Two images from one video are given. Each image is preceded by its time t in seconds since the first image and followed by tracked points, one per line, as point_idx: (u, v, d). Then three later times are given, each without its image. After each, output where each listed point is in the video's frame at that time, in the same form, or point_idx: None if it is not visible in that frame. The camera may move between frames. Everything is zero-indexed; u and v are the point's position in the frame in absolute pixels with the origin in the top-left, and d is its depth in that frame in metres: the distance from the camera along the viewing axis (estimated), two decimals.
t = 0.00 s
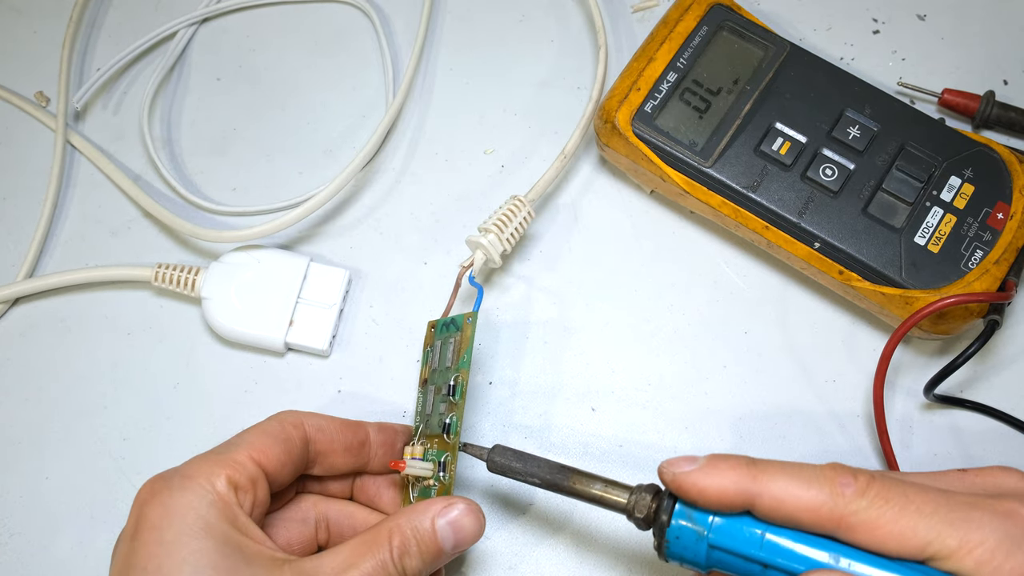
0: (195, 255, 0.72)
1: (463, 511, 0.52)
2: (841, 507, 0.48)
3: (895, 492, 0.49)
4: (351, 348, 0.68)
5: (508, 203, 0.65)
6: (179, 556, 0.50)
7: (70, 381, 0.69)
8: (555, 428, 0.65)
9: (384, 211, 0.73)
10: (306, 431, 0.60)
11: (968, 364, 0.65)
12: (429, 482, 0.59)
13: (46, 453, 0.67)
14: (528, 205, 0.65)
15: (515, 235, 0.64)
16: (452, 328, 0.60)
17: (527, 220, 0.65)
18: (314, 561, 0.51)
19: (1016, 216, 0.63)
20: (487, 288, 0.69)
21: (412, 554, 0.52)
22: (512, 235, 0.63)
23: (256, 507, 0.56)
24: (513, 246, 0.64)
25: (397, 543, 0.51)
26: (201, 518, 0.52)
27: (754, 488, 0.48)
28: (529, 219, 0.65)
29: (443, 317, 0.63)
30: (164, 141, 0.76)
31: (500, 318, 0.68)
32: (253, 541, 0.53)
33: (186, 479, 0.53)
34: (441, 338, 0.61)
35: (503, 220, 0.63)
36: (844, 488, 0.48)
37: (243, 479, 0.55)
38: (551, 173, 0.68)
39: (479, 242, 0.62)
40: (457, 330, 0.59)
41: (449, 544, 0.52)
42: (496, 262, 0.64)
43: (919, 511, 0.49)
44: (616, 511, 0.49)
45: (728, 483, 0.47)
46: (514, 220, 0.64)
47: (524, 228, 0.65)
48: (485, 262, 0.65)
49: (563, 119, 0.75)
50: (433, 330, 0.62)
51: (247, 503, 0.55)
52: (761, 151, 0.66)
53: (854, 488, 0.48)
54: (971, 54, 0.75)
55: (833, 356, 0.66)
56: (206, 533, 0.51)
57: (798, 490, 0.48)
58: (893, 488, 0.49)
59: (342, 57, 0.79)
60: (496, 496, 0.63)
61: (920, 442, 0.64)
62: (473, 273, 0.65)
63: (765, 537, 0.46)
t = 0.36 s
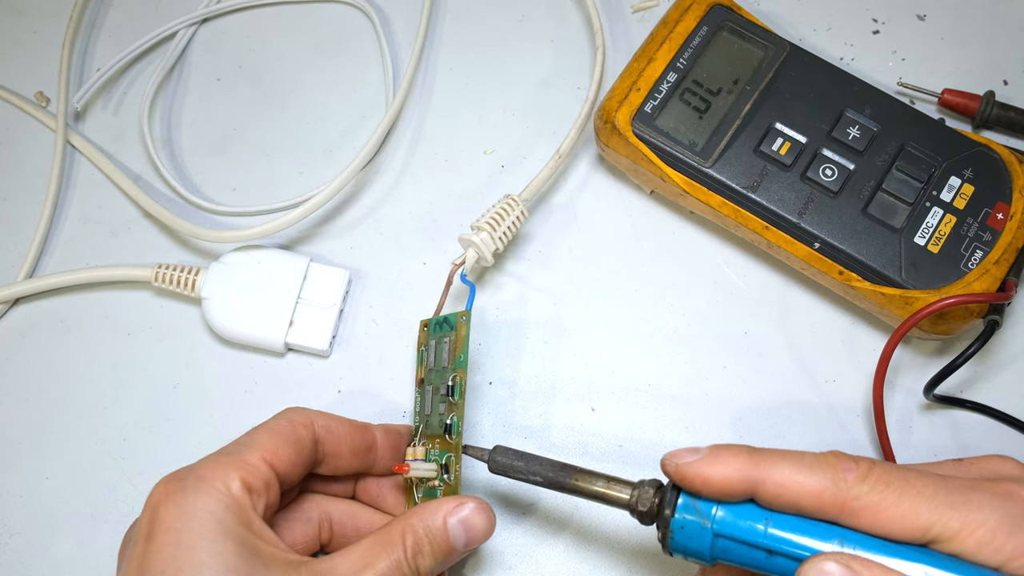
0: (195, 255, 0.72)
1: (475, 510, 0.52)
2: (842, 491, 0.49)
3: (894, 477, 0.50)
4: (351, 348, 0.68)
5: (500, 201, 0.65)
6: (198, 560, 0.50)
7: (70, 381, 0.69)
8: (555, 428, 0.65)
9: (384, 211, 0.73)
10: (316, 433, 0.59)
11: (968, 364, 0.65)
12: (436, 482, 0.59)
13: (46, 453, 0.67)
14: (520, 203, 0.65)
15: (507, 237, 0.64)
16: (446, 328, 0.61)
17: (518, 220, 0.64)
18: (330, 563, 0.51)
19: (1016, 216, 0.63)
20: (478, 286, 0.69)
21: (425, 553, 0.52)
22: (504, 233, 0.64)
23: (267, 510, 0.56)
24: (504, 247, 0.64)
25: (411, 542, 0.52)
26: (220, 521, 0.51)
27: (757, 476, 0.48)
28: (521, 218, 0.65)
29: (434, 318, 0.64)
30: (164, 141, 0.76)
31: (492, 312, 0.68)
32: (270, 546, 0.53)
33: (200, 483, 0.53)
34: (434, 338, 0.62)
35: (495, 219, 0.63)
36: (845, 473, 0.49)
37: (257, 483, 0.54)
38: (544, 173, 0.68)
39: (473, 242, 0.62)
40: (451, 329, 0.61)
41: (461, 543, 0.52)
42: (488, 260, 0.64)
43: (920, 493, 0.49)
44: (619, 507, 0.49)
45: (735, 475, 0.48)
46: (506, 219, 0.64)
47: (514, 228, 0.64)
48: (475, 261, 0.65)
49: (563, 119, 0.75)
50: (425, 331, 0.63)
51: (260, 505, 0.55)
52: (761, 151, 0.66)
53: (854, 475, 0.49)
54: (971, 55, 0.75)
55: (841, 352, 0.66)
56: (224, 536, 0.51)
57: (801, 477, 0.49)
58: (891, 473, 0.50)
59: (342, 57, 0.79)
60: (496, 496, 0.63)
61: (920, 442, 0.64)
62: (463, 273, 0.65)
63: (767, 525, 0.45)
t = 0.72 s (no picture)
0: (195, 255, 0.72)
1: (489, 510, 0.56)
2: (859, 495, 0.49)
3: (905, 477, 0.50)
4: (352, 348, 0.68)
5: (533, 198, 0.67)
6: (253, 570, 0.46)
7: (70, 381, 0.69)
8: (555, 428, 0.65)
9: (384, 211, 0.73)
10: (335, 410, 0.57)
11: (968, 364, 0.65)
12: (442, 468, 0.59)
13: (46, 452, 0.67)
14: (553, 201, 0.67)
15: (541, 233, 0.66)
16: (488, 323, 0.63)
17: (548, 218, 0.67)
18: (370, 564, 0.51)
19: (1016, 216, 0.63)
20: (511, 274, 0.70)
21: (453, 556, 0.53)
22: (540, 229, 0.66)
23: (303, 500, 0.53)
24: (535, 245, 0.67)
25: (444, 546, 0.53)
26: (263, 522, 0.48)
27: (766, 478, 0.49)
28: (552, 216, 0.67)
29: (461, 303, 0.65)
30: (163, 141, 0.76)
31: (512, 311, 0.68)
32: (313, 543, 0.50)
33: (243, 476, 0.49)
34: (463, 325, 0.63)
35: (533, 215, 0.65)
36: (854, 471, 0.49)
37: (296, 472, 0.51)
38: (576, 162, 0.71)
39: (516, 238, 0.64)
40: (495, 327, 0.62)
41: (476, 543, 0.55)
42: (524, 255, 0.66)
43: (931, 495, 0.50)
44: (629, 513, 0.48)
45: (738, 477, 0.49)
46: (543, 215, 0.66)
47: (546, 226, 0.67)
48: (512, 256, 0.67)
49: (563, 119, 0.75)
50: (451, 314, 0.64)
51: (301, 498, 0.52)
52: (761, 150, 0.66)
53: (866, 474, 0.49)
54: (971, 55, 0.75)
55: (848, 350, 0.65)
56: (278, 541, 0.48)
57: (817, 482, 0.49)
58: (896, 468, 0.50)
59: (342, 57, 0.79)
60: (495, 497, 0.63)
61: (920, 442, 0.63)
62: (502, 264, 0.67)
63: (777, 529, 0.45)
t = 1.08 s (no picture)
0: (195, 255, 0.72)
1: (475, 490, 0.54)
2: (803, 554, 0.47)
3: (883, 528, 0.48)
4: (351, 347, 0.68)
5: (523, 201, 0.69)
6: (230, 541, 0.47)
7: (70, 381, 0.69)
8: (554, 428, 0.65)
9: (383, 211, 0.73)
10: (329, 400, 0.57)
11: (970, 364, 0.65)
12: (432, 457, 0.59)
13: (46, 452, 0.67)
14: (542, 203, 0.69)
15: (530, 234, 0.68)
16: (479, 321, 0.64)
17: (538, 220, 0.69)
18: (356, 533, 0.50)
19: (1016, 216, 0.63)
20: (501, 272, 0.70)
21: (443, 531, 0.52)
22: (529, 232, 0.68)
23: (280, 474, 0.53)
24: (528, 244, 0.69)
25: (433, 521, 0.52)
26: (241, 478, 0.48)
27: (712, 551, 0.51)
28: (542, 216, 0.69)
29: (457, 306, 0.66)
30: (164, 141, 0.76)
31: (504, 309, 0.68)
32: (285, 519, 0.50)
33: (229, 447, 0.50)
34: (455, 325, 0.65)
35: (522, 219, 0.67)
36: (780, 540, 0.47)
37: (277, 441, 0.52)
38: (567, 161, 0.71)
39: (504, 242, 0.66)
40: (485, 324, 0.64)
41: (464, 521, 0.54)
42: (516, 259, 0.68)
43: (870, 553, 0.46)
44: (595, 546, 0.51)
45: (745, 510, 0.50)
46: (532, 219, 0.68)
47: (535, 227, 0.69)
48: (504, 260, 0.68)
49: (563, 119, 0.75)
50: (445, 317, 0.66)
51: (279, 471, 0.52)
52: (761, 150, 0.66)
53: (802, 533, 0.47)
54: (972, 54, 0.75)
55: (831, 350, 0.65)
56: (249, 499, 0.48)
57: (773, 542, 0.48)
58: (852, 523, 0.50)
59: (342, 57, 0.79)
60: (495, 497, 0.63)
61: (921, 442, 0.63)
62: (493, 269, 0.68)
63: None
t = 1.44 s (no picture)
0: (195, 255, 0.72)
1: (423, 476, 0.53)
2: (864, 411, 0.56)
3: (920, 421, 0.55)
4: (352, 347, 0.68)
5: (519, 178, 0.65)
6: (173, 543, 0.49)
7: (70, 381, 0.69)
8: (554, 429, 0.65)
9: (384, 211, 0.73)
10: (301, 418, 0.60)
11: (969, 364, 0.65)
12: (406, 446, 0.60)
13: (46, 452, 0.67)
14: (540, 179, 0.65)
15: (525, 207, 0.64)
16: (454, 300, 0.62)
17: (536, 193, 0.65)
18: (279, 545, 0.52)
19: (1016, 216, 0.63)
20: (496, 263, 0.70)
21: (378, 526, 0.52)
22: (523, 210, 0.64)
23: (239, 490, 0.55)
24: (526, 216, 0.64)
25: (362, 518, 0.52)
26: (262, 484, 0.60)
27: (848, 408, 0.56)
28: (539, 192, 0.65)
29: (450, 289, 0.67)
30: (164, 141, 0.76)
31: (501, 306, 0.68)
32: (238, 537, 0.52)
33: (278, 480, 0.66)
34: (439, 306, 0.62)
35: (514, 195, 0.63)
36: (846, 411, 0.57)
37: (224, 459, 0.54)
38: (568, 143, 0.68)
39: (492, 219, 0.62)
40: (456, 303, 0.62)
41: (412, 512, 0.53)
42: (508, 237, 0.63)
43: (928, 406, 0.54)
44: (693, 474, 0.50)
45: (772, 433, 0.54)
46: (526, 194, 0.64)
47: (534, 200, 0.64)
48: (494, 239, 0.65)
49: (563, 119, 0.75)
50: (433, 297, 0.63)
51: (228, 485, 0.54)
52: (761, 150, 0.66)
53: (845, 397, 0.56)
54: (972, 54, 0.75)
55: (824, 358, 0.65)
56: (197, 519, 0.50)
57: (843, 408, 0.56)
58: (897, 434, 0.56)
59: (342, 57, 0.79)
60: (495, 497, 0.63)
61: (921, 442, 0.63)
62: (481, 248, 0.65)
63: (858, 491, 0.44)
